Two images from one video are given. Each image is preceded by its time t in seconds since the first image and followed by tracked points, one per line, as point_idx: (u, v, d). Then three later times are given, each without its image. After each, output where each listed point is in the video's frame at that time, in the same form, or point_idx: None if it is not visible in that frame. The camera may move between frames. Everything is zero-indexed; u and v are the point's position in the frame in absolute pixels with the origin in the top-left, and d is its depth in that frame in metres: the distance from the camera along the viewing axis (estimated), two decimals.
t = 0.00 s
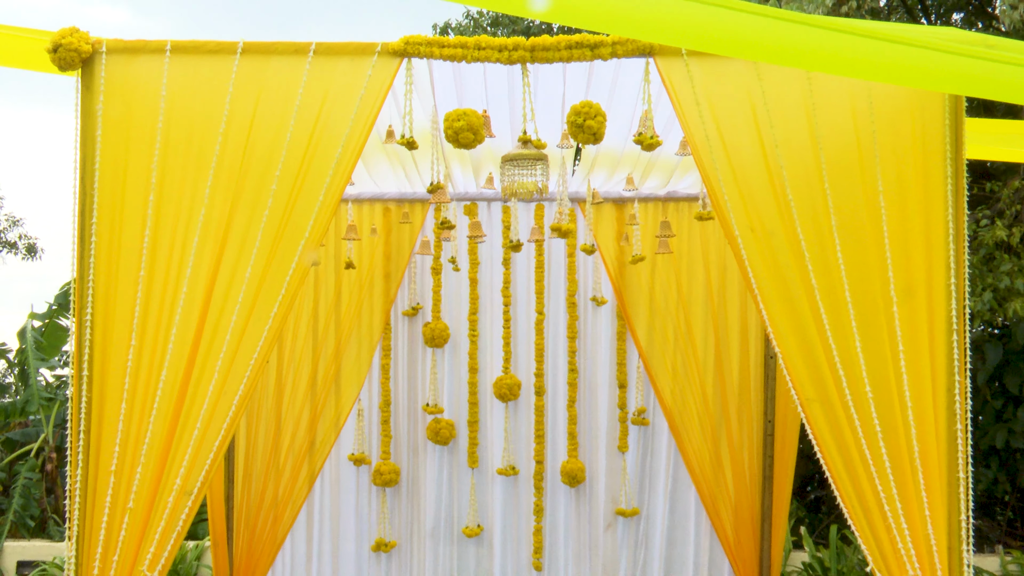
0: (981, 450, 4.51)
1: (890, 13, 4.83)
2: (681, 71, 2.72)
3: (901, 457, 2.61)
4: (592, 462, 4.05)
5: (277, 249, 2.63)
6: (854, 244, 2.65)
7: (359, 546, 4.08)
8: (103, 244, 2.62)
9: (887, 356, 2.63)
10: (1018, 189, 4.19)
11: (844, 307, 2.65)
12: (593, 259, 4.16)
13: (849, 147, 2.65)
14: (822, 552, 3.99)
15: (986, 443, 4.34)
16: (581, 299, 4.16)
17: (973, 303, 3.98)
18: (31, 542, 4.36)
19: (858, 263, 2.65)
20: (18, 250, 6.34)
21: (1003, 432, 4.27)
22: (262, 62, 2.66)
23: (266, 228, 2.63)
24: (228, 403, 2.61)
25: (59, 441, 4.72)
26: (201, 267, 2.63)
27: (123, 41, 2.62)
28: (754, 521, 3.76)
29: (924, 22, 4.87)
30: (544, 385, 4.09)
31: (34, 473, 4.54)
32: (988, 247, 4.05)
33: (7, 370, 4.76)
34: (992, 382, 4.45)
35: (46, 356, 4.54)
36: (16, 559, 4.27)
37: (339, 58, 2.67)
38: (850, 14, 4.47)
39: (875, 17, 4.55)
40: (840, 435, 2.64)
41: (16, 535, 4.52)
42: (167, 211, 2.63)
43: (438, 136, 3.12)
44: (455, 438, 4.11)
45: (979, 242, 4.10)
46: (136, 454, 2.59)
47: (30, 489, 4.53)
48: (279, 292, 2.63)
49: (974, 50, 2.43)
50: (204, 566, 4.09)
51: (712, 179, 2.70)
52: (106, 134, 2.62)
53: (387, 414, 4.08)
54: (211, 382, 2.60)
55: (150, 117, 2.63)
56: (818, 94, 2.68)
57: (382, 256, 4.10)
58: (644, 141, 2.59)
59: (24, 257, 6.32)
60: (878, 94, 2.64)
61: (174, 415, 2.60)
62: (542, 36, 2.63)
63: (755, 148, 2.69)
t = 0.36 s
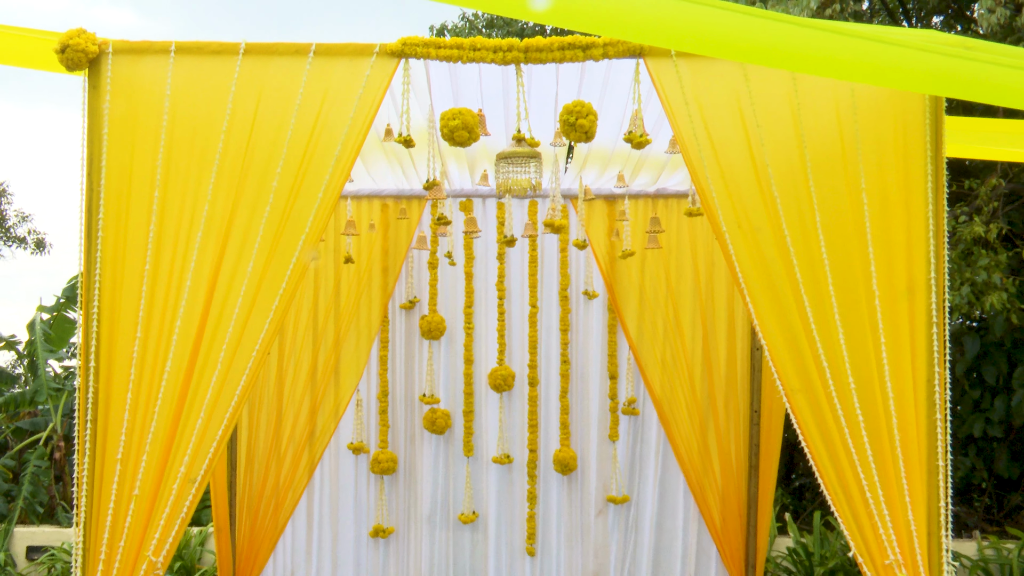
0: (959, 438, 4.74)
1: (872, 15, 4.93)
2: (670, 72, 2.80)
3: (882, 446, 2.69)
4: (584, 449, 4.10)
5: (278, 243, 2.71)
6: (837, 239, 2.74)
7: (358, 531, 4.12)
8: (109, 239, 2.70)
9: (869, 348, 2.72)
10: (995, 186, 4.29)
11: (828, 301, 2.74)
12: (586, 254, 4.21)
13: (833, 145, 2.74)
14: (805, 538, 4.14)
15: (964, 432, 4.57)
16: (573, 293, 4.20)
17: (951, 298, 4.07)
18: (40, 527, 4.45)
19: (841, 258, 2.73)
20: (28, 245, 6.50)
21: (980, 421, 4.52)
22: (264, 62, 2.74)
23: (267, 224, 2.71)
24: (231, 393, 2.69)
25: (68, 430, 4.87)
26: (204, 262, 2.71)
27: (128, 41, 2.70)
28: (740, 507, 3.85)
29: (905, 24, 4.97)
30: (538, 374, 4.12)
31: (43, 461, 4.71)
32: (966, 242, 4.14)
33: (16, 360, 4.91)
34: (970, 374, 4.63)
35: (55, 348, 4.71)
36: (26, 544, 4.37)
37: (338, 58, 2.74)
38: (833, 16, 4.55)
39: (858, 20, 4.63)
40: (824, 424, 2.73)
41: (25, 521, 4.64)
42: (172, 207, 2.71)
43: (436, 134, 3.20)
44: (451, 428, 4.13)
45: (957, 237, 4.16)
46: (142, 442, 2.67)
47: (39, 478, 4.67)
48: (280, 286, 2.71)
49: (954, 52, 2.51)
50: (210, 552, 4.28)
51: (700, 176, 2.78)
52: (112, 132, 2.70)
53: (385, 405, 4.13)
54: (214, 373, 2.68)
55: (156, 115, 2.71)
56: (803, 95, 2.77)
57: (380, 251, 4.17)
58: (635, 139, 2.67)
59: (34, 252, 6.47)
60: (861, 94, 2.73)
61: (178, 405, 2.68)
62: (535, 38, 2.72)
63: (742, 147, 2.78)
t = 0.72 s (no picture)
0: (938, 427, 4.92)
1: (854, 18, 5.04)
2: (659, 72, 2.88)
3: (865, 434, 2.79)
4: (576, 439, 4.13)
5: (279, 239, 2.80)
6: (821, 234, 2.82)
7: (357, 518, 4.17)
8: (115, 234, 2.78)
9: (852, 340, 2.81)
10: (971, 185, 4.47)
11: (812, 294, 2.82)
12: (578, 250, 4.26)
13: (817, 143, 2.83)
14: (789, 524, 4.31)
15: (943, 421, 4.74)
16: (565, 287, 4.24)
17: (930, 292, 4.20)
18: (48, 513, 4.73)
19: (825, 253, 2.82)
20: (37, 240, 6.75)
21: (958, 411, 4.68)
22: (265, 62, 2.82)
23: (268, 219, 2.80)
24: (233, 383, 2.78)
25: (75, 419, 5.11)
26: (207, 256, 2.79)
27: (134, 43, 2.78)
28: (727, 496, 3.94)
29: (886, 26, 5.09)
30: (530, 366, 4.18)
31: (52, 449, 4.96)
32: (945, 238, 4.25)
33: (26, 352, 5.06)
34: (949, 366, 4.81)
35: (62, 341, 4.89)
36: (35, 529, 4.64)
37: (337, 59, 2.82)
38: (817, 18, 4.66)
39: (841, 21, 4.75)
40: (808, 414, 2.81)
41: (35, 507, 4.93)
42: (176, 203, 2.80)
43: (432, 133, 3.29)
44: (447, 417, 4.18)
45: (937, 233, 4.28)
46: (147, 431, 2.76)
47: (48, 465, 4.95)
48: (280, 280, 2.80)
49: (934, 54, 2.59)
50: (213, 537, 4.52)
51: (688, 174, 2.87)
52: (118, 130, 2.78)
53: (383, 395, 4.16)
54: (217, 364, 2.77)
55: (160, 114, 2.79)
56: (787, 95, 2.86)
57: (379, 247, 4.21)
58: (625, 139, 2.76)
59: (42, 245, 6.73)
60: (844, 95, 2.82)
61: (183, 395, 2.76)
62: (529, 39, 2.80)
63: (729, 145, 2.87)
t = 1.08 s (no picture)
0: (921, 410, 5.12)
1: (840, 15, 5.15)
2: (651, 66, 2.96)
3: (849, 417, 2.88)
4: (570, 422, 4.09)
5: (282, 228, 2.89)
6: (807, 224, 2.91)
7: (358, 498, 4.07)
8: (124, 223, 2.87)
9: (837, 326, 2.90)
10: (953, 176, 4.63)
11: (799, 281, 2.91)
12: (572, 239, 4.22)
13: (803, 135, 2.92)
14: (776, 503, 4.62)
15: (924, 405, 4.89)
16: (559, 274, 4.21)
17: (913, 279, 4.34)
18: (61, 493, 5.00)
19: (811, 241, 2.91)
20: (47, 230, 6.83)
21: (939, 394, 4.85)
22: (269, 57, 2.91)
23: (272, 209, 2.89)
24: (238, 367, 2.87)
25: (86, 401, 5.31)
26: (212, 245, 2.88)
27: (141, 38, 2.86)
28: (716, 475, 3.93)
29: (872, 22, 5.21)
30: (526, 350, 4.12)
31: (63, 432, 5.24)
32: (927, 227, 4.38)
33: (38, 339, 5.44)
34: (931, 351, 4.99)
35: (72, 327, 5.29)
36: (48, 508, 4.93)
37: (338, 53, 2.91)
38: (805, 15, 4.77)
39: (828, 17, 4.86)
40: (794, 398, 2.90)
41: (48, 486, 5.20)
42: (182, 193, 2.88)
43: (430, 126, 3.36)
44: (444, 401, 4.11)
45: (919, 223, 4.40)
46: (154, 414, 2.85)
47: (60, 446, 5.21)
48: (283, 267, 2.89)
49: (918, 45, 2.68)
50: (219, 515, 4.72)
51: (679, 165, 2.95)
52: (126, 122, 2.86)
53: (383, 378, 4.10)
54: (223, 350, 2.86)
55: (167, 107, 2.88)
56: (775, 88, 2.94)
57: (379, 236, 4.16)
58: (617, 131, 2.86)
59: (53, 235, 6.82)
60: (830, 88, 2.91)
61: (189, 379, 2.86)
62: (524, 34, 2.89)
63: (719, 137, 2.95)
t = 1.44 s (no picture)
0: (906, 398, 5.47)
1: (829, 15, 5.28)
2: (645, 64, 3.05)
3: (836, 405, 2.97)
4: (566, 409, 4.17)
5: (286, 222, 2.98)
6: (796, 217, 3.00)
7: (361, 483, 4.11)
8: (134, 216, 2.96)
9: (824, 316, 2.99)
10: (938, 170, 4.83)
11: (788, 273, 3.00)
12: (568, 232, 4.26)
13: (792, 132, 3.01)
14: (766, 489, 4.81)
15: (909, 391, 5.25)
16: (556, 267, 4.28)
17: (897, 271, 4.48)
18: (73, 478, 5.20)
19: (800, 234, 3.00)
20: (60, 223, 6.92)
21: (924, 381, 5.19)
22: (274, 56, 3.00)
23: (277, 203, 2.98)
24: (244, 357, 2.97)
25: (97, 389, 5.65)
26: (220, 238, 2.97)
27: (151, 37, 2.95)
28: (707, 462, 4.03)
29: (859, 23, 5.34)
30: (524, 340, 4.20)
31: (75, 419, 5.47)
32: (912, 220, 4.52)
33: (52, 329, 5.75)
34: (915, 341, 5.30)
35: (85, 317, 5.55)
36: (61, 493, 5.11)
37: (341, 52, 3.00)
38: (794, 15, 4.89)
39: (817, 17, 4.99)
40: (783, 386, 3.00)
41: (60, 473, 5.41)
42: (190, 187, 2.97)
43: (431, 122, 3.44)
44: (444, 389, 4.18)
45: (905, 216, 4.53)
46: (163, 402, 2.94)
47: (72, 434, 5.43)
48: (288, 260, 2.98)
49: (905, 44, 2.76)
50: (226, 500, 4.89)
51: (672, 160, 3.04)
52: (136, 119, 2.95)
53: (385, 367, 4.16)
54: (230, 339, 2.95)
55: (176, 104, 2.97)
56: (765, 86, 3.03)
57: (381, 230, 4.22)
58: (612, 127, 2.95)
59: (66, 229, 6.91)
60: (818, 85, 3.00)
61: (197, 368, 2.95)
62: (521, 33, 2.97)
63: (710, 133, 3.04)
